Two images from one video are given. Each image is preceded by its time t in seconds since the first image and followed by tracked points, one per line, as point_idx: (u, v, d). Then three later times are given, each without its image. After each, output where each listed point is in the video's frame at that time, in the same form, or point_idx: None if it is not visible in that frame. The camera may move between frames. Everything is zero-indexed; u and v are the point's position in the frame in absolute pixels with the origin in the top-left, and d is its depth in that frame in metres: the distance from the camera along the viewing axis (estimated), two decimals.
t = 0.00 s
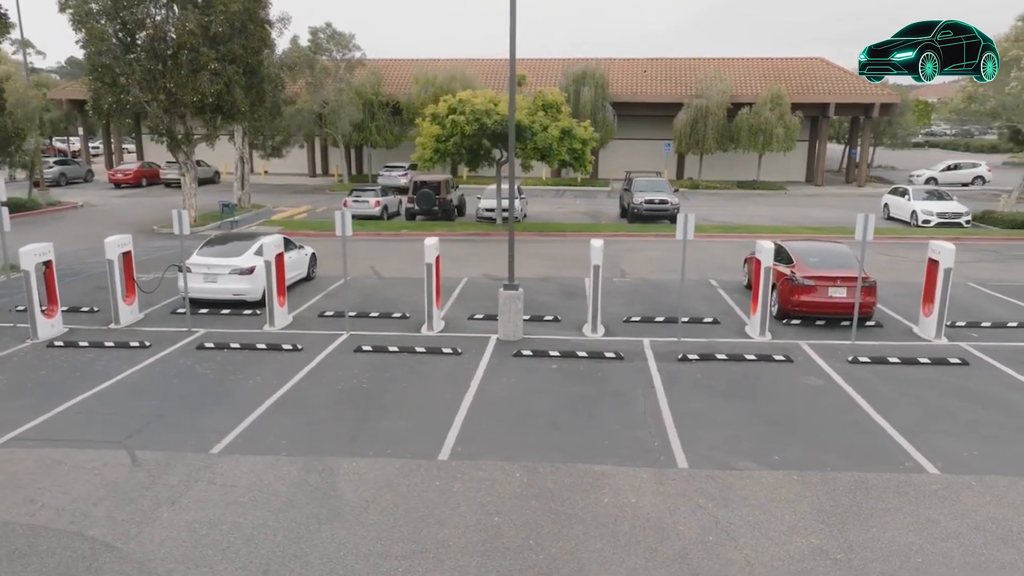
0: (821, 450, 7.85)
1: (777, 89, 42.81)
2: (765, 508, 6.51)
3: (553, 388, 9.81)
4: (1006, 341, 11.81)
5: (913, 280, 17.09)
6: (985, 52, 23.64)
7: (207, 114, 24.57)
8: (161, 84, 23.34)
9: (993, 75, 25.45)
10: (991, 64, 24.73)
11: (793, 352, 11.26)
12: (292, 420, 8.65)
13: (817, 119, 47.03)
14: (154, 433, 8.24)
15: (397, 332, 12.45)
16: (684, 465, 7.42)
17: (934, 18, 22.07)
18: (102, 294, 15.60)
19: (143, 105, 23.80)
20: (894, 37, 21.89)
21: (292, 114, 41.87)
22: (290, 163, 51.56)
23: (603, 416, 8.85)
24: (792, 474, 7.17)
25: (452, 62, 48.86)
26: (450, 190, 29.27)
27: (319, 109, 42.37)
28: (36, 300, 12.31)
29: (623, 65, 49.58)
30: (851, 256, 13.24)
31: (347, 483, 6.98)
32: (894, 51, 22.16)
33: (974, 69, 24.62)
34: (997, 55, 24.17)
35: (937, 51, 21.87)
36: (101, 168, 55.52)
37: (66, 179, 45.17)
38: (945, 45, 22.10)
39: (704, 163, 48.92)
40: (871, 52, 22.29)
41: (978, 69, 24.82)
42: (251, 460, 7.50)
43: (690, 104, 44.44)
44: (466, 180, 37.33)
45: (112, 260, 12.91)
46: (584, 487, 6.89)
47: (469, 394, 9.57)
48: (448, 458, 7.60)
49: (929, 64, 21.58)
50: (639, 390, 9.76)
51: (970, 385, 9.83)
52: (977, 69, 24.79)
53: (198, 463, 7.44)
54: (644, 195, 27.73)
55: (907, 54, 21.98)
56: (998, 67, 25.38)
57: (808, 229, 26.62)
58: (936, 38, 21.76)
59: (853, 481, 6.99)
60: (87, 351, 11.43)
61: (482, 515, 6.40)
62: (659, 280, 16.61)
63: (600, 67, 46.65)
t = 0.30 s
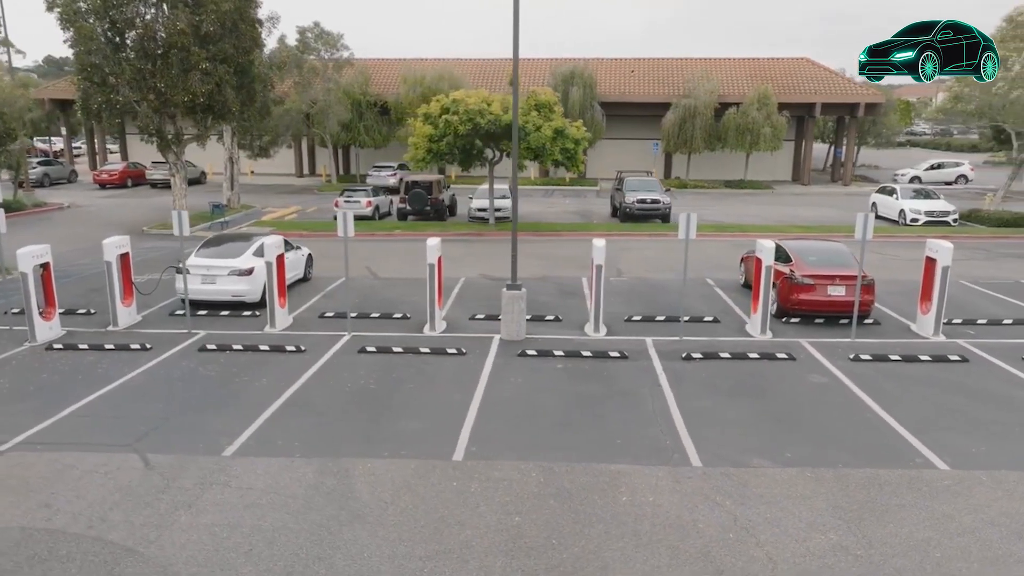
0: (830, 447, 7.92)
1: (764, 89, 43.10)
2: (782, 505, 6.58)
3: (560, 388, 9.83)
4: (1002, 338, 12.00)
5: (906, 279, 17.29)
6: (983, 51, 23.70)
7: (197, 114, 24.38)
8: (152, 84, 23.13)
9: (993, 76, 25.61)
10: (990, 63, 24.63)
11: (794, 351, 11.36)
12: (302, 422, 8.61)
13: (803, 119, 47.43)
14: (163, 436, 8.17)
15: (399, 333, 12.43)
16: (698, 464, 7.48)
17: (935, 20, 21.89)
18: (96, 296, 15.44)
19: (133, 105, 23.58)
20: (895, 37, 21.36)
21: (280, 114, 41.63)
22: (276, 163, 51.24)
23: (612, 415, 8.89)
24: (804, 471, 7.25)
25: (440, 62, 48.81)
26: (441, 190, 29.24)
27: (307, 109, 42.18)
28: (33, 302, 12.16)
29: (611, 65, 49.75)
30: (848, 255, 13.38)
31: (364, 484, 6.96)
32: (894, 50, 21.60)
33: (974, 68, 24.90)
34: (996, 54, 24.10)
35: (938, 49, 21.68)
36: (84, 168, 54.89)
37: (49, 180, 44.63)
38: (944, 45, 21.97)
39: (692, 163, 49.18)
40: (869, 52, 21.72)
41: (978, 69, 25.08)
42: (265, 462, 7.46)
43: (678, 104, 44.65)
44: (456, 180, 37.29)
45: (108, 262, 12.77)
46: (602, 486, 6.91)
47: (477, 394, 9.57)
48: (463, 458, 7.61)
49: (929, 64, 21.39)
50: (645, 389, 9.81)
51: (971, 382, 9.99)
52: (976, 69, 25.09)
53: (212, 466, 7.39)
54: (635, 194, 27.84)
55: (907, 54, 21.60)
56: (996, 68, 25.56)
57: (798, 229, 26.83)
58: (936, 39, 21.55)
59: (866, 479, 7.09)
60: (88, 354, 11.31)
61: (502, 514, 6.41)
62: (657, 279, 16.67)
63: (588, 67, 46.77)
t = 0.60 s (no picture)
0: (840, 444, 7.99)
1: (751, 89, 43.35)
2: (797, 502, 6.63)
3: (566, 387, 9.84)
4: (998, 335, 12.17)
5: (899, 277, 17.47)
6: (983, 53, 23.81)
7: (188, 114, 24.18)
8: (142, 83, 22.92)
9: (992, 77, 25.18)
10: (990, 63, 24.35)
11: (796, 349, 11.45)
12: (311, 423, 8.57)
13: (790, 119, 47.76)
14: (171, 439, 8.10)
15: (401, 333, 12.40)
16: (710, 462, 7.52)
17: (936, 19, 22.32)
18: (90, 298, 15.26)
19: (122, 105, 23.35)
20: (895, 37, 21.42)
21: (269, 114, 41.35)
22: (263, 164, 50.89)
23: (621, 414, 8.92)
24: (816, 468, 7.31)
25: (428, 62, 48.70)
26: (433, 190, 29.17)
27: (295, 109, 41.93)
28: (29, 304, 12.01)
29: (599, 65, 49.86)
30: (845, 254, 13.51)
31: (380, 485, 6.94)
32: (894, 50, 21.71)
33: (973, 68, 24.69)
34: (996, 55, 23.87)
35: (938, 49, 22.10)
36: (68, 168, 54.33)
37: (33, 180, 44.07)
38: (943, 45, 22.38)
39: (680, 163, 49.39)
40: (870, 52, 21.83)
41: (976, 68, 24.78)
42: (277, 464, 7.42)
43: (667, 104, 44.81)
44: (446, 180, 37.24)
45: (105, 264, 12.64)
46: (617, 485, 6.94)
47: (483, 395, 9.57)
48: (476, 458, 7.61)
49: (928, 64, 21.93)
50: (651, 388, 9.84)
51: (971, 379, 10.12)
52: (976, 69, 24.77)
53: (224, 468, 7.34)
54: (627, 194, 27.92)
55: (907, 53, 21.80)
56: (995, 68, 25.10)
57: (789, 227, 27.02)
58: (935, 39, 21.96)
59: (876, 475, 7.16)
60: (87, 356, 11.19)
61: (520, 514, 6.41)
62: (654, 279, 16.73)
63: (577, 66, 46.84)
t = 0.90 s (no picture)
0: (847, 442, 8.05)
1: (740, 89, 43.56)
2: (810, 499, 6.66)
3: (572, 387, 9.85)
4: (996, 332, 12.29)
5: (893, 276, 17.61)
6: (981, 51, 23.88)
7: (179, 114, 24.00)
8: (133, 83, 22.71)
9: (993, 77, 24.91)
10: (991, 63, 24.42)
11: (797, 347, 11.52)
12: (318, 425, 8.53)
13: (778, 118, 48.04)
14: (179, 442, 8.04)
15: (403, 334, 12.36)
16: (721, 460, 7.55)
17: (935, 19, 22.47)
18: (85, 300, 15.11)
19: (113, 105, 23.13)
20: (896, 37, 21.51)
21: (258, 114, 41.11)
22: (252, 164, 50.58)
23: (628, 413, 8.94)
24: (827, 466, 7.36)
25: (417, 62, 48.59)
26: (426, 190, 29.12)
27: (284, 110, 41.72)
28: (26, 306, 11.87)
29: (588, 66, 49.93)
30: (843, 253, 13.62)
31: (393, 487, 6.93)
32: (894, 50, 21.85)
33: (973, 68, 24.81)
34: (996, 55, 24.07)
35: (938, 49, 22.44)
36: (53, 169, 53.76)
37: (18, 181, 43.58)
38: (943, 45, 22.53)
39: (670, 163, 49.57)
40: (870, 53, 21.91)
41: (976, 68, 24.77)
42: (288, 466, 7.38)
43: (656, 104, 44.95)
44: (437, 180, 37.16)
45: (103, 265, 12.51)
46: (630, 484, 6.95)
47: (489, 395, 9.56)
48: (487, 458, 7.61)
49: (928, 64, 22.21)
50: (656, 387, 9.87)
51: (971, 376, 10.22)
52: (976, 69, 24.75)
53: (234, 471, 7.29)
54: (620, 194, 27.98)
55: (907, 54, 22.02)
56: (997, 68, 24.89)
57: (781, 226, 27.19)
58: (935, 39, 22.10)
59: (886, 472, 7.22)
60: (86, 359, 11.08)
61: (536, 514, 6.42)
62: (651, 278, 16.78)
63: (566, 67, 46.89)
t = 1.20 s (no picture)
0: (855, 439, 8.13)
1: (728, 89, 43.80)
2: (823, 496, 6.73)
3: (577, 387, 9.88)
4: (991, 329, 12.46)
5: (885, 275, 17.80)
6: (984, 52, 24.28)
7: (169, 115, 23.80)
8: (122, 83, 22.48)
9: (993, 77, 25.14)
10: (993, 65, 24.68)
11: (798, 346, 11.62)
12: (328, 427, 8.50)
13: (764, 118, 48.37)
14: (188, 445, 7.98)
15: (404, 335, 12.33)
16: (732, 458, 7.61)
17: (936, 18, 22.74)
18: (79, 302, 14.94)
19: (101, 105, 22.89)
20: (896, 37, 21.69)
21: (245, 115, 40.83)
22: (238, 165, 50.20)
23: (636, 412, 8.99)
24: (837, 463, 7.44)
25: (406, 62, 48.47)
26: (417, 191, 29.06)
27: (272, 110, 41.46)
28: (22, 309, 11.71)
29: (577, 66, 50.02)
30: (840, 251, 13.74)
31: (409, 488, 6.92)
32: (894, 50, 21.93)
33: (973, 68, 25.11)
34: (996, 55, 24.40)
35: (938, 49, 22.78)
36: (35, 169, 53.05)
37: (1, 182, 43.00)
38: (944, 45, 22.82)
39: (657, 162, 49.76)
40: (871, 53, 22.01)
41: (976, 68, 25.07)
42: (301, 469, 7.35)
43: (645, 104, 45.11)
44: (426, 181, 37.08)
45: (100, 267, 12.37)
46: (645, 483, 6.98)
47: (496, 395, 9.57)
48: (500, 459, 7.62)
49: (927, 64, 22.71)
50: (661, 386, 9.92)
51: (970, 372, 10.36)
52: (976, 70, 25.09)
53: (246, 473, 7.26)
54: (612, 193, 28.07)
55: (908, 53, 22.22)
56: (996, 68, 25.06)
57: (770, 226, 27.40)
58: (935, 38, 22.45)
59: (896, 468, 7.30)
60: (86, 362, 10.96)
61: (554, 514, 6.43)
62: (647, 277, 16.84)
63: (555, 67, 46.94)
